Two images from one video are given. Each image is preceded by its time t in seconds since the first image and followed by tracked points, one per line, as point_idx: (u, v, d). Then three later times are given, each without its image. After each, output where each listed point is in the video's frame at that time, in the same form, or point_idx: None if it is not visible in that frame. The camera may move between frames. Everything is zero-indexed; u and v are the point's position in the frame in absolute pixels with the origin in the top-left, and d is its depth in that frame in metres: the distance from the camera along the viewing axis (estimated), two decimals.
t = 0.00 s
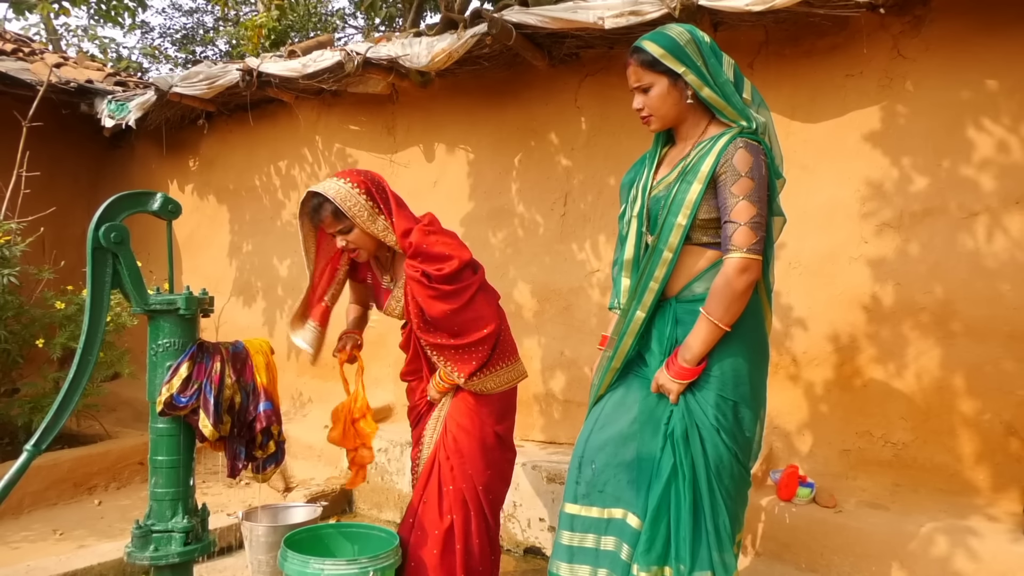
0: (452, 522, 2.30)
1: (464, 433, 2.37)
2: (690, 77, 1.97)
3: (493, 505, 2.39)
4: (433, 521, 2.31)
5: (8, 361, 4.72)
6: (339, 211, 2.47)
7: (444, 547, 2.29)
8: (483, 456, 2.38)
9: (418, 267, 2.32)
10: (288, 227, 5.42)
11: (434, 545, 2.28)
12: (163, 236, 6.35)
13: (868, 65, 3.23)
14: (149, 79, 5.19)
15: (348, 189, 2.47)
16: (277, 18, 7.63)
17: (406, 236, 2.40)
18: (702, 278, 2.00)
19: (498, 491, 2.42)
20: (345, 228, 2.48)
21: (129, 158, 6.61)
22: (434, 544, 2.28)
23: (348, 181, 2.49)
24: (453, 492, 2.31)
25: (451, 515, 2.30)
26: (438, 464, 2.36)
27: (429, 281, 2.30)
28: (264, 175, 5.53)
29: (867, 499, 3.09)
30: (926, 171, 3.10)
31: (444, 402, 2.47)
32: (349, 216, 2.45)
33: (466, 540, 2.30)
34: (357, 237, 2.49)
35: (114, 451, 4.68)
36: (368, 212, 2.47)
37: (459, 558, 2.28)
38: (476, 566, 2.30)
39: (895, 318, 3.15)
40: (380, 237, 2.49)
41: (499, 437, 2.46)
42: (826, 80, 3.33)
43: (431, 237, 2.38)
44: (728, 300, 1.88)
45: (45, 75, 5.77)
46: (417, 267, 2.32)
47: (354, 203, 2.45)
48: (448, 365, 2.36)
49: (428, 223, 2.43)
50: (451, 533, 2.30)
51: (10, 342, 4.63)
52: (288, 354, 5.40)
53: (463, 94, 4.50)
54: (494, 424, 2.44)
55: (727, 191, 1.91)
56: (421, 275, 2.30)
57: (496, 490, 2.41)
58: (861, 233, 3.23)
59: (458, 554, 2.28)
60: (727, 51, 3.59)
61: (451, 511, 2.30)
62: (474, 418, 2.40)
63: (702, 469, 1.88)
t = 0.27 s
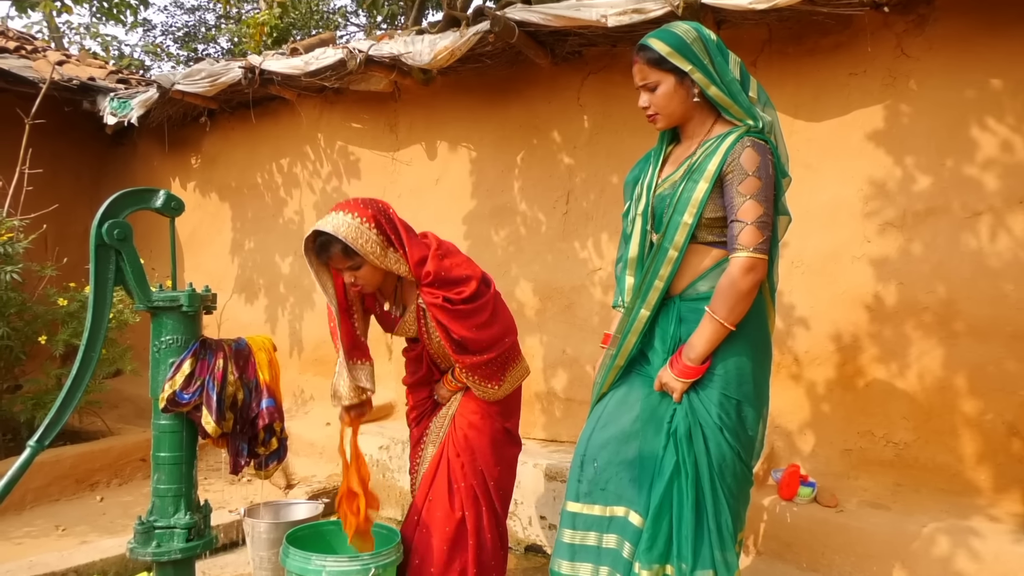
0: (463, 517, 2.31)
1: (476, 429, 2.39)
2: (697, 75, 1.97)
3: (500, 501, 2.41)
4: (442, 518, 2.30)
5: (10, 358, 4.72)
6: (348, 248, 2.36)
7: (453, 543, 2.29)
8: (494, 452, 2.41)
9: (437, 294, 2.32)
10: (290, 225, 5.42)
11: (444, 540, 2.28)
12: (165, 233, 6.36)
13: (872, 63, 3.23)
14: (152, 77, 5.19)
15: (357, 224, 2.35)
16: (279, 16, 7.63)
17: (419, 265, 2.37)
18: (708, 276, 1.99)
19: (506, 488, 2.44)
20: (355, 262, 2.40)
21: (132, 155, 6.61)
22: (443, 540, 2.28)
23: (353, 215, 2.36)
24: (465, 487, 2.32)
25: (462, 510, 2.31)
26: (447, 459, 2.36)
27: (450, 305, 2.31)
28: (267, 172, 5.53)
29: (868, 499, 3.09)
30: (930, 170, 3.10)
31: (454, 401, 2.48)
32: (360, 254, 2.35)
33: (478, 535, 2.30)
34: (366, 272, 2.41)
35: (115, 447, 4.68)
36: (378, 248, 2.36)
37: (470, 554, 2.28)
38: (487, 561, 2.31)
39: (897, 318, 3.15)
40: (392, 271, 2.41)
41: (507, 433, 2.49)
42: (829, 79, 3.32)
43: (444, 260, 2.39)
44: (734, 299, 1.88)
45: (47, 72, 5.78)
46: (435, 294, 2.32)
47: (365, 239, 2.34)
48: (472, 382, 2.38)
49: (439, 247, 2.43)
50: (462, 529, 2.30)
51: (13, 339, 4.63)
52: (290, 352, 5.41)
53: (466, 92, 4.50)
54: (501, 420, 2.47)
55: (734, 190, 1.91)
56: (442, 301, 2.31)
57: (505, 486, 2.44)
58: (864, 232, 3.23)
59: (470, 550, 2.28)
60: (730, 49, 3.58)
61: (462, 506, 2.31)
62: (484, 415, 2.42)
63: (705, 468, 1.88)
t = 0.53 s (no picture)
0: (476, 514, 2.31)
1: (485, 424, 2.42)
2: (705, 71, 1.96)
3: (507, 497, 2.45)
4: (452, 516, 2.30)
5: (16, 351, 4.74)
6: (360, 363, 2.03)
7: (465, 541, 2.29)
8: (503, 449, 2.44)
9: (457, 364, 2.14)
10: (295, 219, 5.43)
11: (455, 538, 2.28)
12: (170, 227, 6.37)
13: (878, 59, 3.21)
14: (157, 71, 5.19)
15: (365, 337, 2.00)
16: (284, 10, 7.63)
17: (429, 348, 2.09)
18: (714, 273, 1.99)
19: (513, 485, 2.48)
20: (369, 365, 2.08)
21: (137, 149, 6.62)
22: (452, 537, 2.28)
23: (362, 328, 2.00)
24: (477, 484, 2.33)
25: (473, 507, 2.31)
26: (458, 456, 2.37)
27: (469, 375, 2.15)
28: (271, 167, 5.53)
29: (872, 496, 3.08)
30: (936, 167, 3.09)
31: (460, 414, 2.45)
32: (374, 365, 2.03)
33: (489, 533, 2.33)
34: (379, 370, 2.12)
35: (120, 440, 4.70)
36: (389, 352, 2.03)
37: (480, 551, 2.29)
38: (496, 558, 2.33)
39: (902, 315, 3.14)
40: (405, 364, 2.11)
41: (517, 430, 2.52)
42: (835, 75, 3.31)
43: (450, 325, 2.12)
44: (741, 296, 1.87)
45: (53, 66, 5.79)
46: (453, 372, 2.13)
47: (381, 354, 2.01)
48: (496, 420, 2.29)
49: (431, 307, 2.13)
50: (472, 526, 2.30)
51: (19, 332, 4.65)
52: (293, 346, 5.42)
53: (471, 87, 4.49)
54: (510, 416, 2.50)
55: (742, 187, 1.91)
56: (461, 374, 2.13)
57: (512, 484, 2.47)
58: (869, 229, 3.22)
59: (481, 546, 2.30)
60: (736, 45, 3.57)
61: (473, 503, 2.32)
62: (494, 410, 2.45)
63: (711, 465, 1.88)
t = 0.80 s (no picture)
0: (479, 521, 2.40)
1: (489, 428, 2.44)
2: (709, 71, 1.96)
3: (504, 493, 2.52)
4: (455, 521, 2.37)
5: (15, 348, 4.74)
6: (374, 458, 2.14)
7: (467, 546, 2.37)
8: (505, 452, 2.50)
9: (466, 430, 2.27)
10: (295, 217, 5.43)
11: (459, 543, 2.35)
12: (171, 224, 6.37)
13: (879, 60, 3.21)
14: (158, 68, 5.19)
15: (373, 440, 2.12)
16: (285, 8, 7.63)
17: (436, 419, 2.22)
18: (715, 273, 1.99)
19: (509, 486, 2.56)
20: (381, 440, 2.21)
21: (137, 146, 6.62)
22: (456, 543, 2.35)
23: (363, 434, 2.11)
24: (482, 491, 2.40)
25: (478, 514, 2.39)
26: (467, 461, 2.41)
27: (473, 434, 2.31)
28: (272, 165, 5.53)
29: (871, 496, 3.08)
30: (936, 168, 3.09)
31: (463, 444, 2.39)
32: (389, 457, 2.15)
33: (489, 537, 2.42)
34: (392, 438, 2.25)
35: (120, 438, 4.71)
36: (398, 444, 2.16)
37: (479, 555, 2.40)
38: (495, 557, 2.44)
39: (902, 315, 3.14)
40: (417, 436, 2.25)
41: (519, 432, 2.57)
42: (836, 75, 3.31)
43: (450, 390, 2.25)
44: (743, 296, 1.87)
45: (54, 62, 5.79)
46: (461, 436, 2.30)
47: (391, 450, 2.14)
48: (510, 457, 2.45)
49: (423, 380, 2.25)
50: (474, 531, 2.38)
51: (19, 328, 4.65)
52: (293, 344, 5.42)
53: (472, 86, 4.49)
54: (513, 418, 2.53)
55: (745, 187, 1.91)
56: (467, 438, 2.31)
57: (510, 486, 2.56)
58: (869, 229, 3.22)
59: (482, 550, 2.40)
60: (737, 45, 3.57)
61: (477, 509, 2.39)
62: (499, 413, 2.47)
63: (712, 465, 1.89)
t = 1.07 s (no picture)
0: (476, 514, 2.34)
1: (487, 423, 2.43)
2: (713, 70, 1.96)
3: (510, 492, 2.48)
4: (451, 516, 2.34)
5: (16, 345, 4.75)
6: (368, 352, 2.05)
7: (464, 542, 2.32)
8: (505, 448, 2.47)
9: (463, 364, 2.20)
10: (296, 215, 5.43)
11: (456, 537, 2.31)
12: (171, 222, 6.37)
13: (881, 59, 3.21)
14: (159, 65, 5.19)
15: (376, 329, 2.03)
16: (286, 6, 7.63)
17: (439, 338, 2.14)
18: (716, 272, 1.99)
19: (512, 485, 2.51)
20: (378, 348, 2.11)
21: (138, 144, 6.62)
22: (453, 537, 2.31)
23: (369, 317, 2.03)
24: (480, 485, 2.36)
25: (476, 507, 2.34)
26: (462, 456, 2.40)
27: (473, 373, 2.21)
28: (273, 163, 5.53)
29: (870, 496, 3.08)
30: (937, 168, 3.09)
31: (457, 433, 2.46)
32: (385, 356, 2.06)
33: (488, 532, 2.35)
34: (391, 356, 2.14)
35: (120, 435, 4.71)
36: (398, 342, 2.05)
37: (479, 550, 2.32)
38: (495, 556, 2.36)
39: (902, 316, 3.14)
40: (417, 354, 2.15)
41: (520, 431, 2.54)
42: (837, 75, 3.31)
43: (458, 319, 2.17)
44: (745, 297, 1.87)
45: (55, 60, 5.79)
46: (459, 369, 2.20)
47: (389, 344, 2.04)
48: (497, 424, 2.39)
49: (435, 304, 2.16)
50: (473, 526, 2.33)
51: (19, 326, 4.65)
52: (293, 342, 5.43)
53: (473, 84, 4.49)
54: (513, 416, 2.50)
55: (748, 187, 1.91)
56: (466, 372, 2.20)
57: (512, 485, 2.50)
58: (870, 229, 3.22)
59: (480, 545, 2.33)
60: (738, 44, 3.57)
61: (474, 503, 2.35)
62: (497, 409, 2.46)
63: (712, 464, 1.89)
